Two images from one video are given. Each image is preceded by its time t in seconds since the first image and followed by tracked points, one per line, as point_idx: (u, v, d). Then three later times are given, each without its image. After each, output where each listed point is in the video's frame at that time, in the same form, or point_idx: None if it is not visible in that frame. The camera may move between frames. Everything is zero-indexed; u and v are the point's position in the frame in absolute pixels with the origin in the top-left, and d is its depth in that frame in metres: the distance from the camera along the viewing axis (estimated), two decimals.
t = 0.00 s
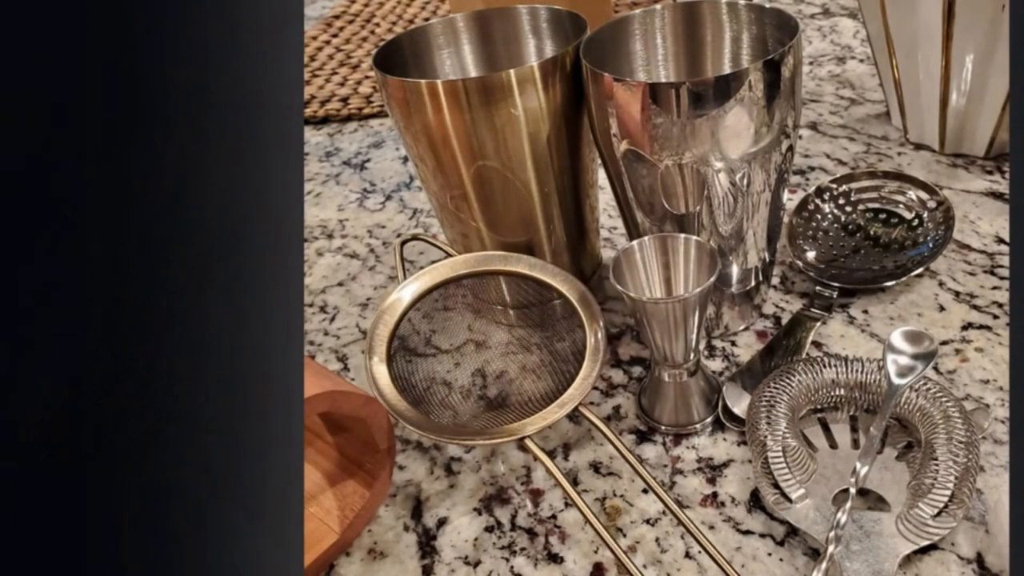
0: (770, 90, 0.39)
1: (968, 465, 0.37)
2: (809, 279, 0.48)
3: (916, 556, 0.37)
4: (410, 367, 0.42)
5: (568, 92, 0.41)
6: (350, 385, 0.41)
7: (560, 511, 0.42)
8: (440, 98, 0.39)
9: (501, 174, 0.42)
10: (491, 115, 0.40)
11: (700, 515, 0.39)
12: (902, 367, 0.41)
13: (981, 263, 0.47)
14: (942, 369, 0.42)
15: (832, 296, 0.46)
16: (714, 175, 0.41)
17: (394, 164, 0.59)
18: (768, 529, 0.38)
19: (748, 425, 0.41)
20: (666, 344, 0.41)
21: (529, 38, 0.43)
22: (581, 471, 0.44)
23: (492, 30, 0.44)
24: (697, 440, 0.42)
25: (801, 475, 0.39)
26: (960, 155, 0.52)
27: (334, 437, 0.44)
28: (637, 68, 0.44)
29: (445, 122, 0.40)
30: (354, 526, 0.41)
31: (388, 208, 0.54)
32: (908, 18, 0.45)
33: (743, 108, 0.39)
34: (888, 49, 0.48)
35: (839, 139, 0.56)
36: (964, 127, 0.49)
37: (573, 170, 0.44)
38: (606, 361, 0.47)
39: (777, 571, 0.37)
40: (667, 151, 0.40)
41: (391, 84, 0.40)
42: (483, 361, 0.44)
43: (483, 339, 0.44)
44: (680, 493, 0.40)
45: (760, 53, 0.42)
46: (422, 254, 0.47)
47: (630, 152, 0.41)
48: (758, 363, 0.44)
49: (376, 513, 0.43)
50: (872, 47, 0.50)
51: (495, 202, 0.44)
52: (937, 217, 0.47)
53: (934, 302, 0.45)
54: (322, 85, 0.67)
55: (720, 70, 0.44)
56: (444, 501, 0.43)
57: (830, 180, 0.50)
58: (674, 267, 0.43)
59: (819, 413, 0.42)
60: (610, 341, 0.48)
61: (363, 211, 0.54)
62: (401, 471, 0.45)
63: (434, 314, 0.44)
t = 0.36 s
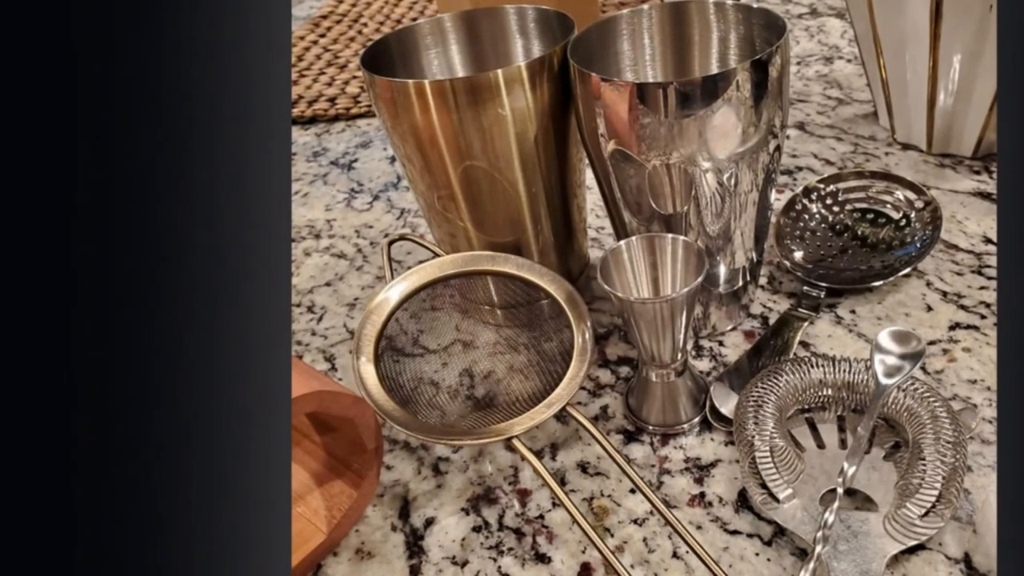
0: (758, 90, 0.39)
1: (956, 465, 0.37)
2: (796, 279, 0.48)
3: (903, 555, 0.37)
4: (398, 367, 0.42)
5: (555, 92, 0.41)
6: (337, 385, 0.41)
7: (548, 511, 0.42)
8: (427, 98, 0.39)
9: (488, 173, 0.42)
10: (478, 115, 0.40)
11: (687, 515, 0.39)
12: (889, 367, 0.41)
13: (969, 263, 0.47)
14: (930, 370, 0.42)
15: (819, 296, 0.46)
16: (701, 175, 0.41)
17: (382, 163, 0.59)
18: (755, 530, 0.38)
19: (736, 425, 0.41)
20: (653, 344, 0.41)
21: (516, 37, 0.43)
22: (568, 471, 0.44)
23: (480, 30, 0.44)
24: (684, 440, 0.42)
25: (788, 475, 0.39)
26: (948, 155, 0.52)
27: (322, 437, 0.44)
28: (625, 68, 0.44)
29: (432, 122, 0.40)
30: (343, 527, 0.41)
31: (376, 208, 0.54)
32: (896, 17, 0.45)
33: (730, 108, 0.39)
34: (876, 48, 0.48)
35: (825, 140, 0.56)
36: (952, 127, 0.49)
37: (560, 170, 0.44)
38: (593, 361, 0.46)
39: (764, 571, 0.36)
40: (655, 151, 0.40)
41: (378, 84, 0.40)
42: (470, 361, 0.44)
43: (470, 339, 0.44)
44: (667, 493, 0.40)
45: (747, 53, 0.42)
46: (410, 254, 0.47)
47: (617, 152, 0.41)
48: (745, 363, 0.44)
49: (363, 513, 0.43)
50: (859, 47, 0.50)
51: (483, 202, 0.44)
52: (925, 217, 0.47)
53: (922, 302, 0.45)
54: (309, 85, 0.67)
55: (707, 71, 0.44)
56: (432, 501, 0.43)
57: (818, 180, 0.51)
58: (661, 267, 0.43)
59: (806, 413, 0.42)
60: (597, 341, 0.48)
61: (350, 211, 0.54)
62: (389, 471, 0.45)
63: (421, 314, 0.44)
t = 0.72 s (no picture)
0: (746, 90, 0.39)
1: (944, 466, 0.37)
2: (785, 279, 0.48)
3: (892, 555, 0.37)
4: (386, 367, 0.42)
5: (544, 92, 0.41)
6: (326, 385, 0.41)
7: (536, 512, 0.42)
8: (416, 98, 0.39)
9: (477, 173, 0.42)
10: (467, 115, 0.40)
11: (676, 515, 0.39)
12: (878, 367, 0.41)
13: (957, 263, 0.47)
14: (919, 370, 0.42)
15: (808, 296, 0.46)
16: (690, 176, 0.41)
17: (371, 163, 0.59)
18: (744, 530, 0.38)
19: (725, 425, 0.41)
20: (642, 344, 0.41)
21: (505, 38, 0.43)
22: (557, 471, 0.44)
23: (469, 30, 0.44)
24: (673, 440, 0.42)
25: (777, 475, 0.39)
26: (936, 155, 0.52)
27: (310, 437, 0.44)
28: (614, 68, 0.44)
29: (421, 122, 0.40)
30: (332, 527, 0.41)
31: (364, 208, 0.54)
32: (884, 17, 0.45)
33: (719, 108, 0.39)
34: (865, 48, 0.48)
35: (814, 140, 0.56)
36: (941, 128, 0.50)
37: (549, 170, 0.44)
38: (582, 361, 0.46)
39: (753, 571, 0.36)
40: (643, 151, 0.40)
41: (367, 84, 0.40)
42: (459, 361, 0.44)
43: (459, 339, 0.44)
44: (656, 493, 0.40)
45: (736, 54, 0.42)
46: (399, 254, 0.47)
47: (606, 152, 0.41)
48: (734, 363, 0.44)
49: (352, 513, 0.43)
50: (847, 48, 0.50)
51: (472, 202, 0.44)
52: (913, 217, 0.47)
53: (911, 302, 0.45)
54: (297, 85, 0.67)
55: (695, 71, 0.44)
56: (420, 501, 0.43)
57: (806, 180, 0.51)
58: (649, 267, 0.43)
59: (795, 413, 0.42)
60: (586, 341, 0.48)
61: (339, 211, 0.54)
62: (378, 471, 0.45)
63: (410, 314, 0.44)
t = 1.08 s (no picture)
0: (734, 90, 0.39)
1: (931, 465, 0.37)
2: (772, 279, 0.48)
3: (879, 555, 0.37)
4: (374, 367, 0.42)
5: (531, 92, 0.41)
6: (313, 385, 0.41)
7: (524, 512, 0.42)
8: (404, 98, 0.39)
9: (464, 173, 0.42)
10: (455, 115, 0.40)
11: (663, 515, 0.39)
12: (865, 366, 0.41)
13: (945, 263, 0.47)
14: (906, 370, 0.42)
15: (795, 296, 0.46)
16: (677, 176, 0.41)
17: (358, 163, 0.59)
18: (732, 530, 0.38)
19: (712, 426, 0.41)
20: (629, 344, 0.41)
21: (492, 38, 0.43)
22: (545, 471, 0.44)
23: (456, 30, 0.44)
24: (660, 440, 0.42)
25: (764, 475, 0.39)
26: (924, 155, 0.52)
27: (298, 437, 0.44)
28: (601, 68, 0.44)
29: (409, 122, 0.40)
30: (319, 527, 0.41)
31: (352, 208, 0.54)
32: (871, 17, 0.45)
33: (706, 108, 0.39)
34: (852, 48, 0.48)
35: (802, 140, 0.56)
36: (928, 128, 0.50)
37: (536, 171, 0.44)
38: (570, 361, 0.46)
39: (740, 571, 0.36)
40: (630, 151, 0.40)
41: (354, 84, 0.40)
42: (446, 361, 0.44)
43: (446, 340, 0.44)
44: (643, 493, 0.40)
45: (723, 53, 0.42)
46: (386, 254, 0.47)
47: (593, 152, 0.41)
48: (721, 363, 0.44)
49: (339, 513, 0.43)
50: (834, 48, 0.50)
51: (459, 202, 0.44)
52: (900, 216, 0.47)
53: (898, 302, 0.45)
54: (285, 85, 0.67)
55: (682, 71, 0.44)
56: (408, 501, 0.43)
57: (794, 180, 0.51)
58: (637, 267, 0.43)
59: (782, 413, 0.42)
60: (573, 341, 0.48)
61: (327, 211, 0.54)
62: (365, 471, 0.45)
63: (397, 314, 0.44)
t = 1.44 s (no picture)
0: (721, 90, 0.39)
1: (919, 466, 0.37)
2: (759, 279, 0.48)
3: (866, 555, 0.37)
4: (361, 367, 0.42)
5: (518, 92, 0.41)
6: (300, 385, 0.41)
7: (512, 512, 0.42)
8: (391, 98, 0.39)
9: (452, 173, 0.42)
10: (442, 115, 0.40)
11: (651, 515, 0.39)
12: (852, 367, 0.41)
13: (932, 263, 0.47)
14: (893, 370, 0.42)
15: (782, 296, 0.46)
16: (665, 176, 0.41)
17: (345, 163, 0.59)
18: (719, 530, 0.38)
19: (700, 425, 0.41)
20: (617, 344, 0.41)
21: (480, 38, 0.43)
22: (532, 471, 0.44)
23: (444, 30, 0.44)
24: (648, 440, 0.42)
25: (752, 475, 0.39)
26: (911, 155, 0.52)
27: (285, 437, 0.44)
28: (589, 68, 0.44)
29: (396, 122, 0.40)
30: (306, 527, 0.40)
31: (339, 208, 0.54)
32: (859, 17, 0.45)
33: (693, 108, 0.39)
34: (839, 48, 0.48)
35: (789, 140, 0.56)
36: (915, 128, 0.50)
37: (524, 170, 0.44)
38: (557, 361, 0.46)
39: (728, 571, 0.36)
40: (617, 151, 0.40)
41: (341, 84, 0.40)
42: (434, 361, 0.44)
43: (434, 339, 0.44)
44: (631, 493, 0.40)
45: (711, 53, 0.42)
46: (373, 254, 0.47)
47: (581, 152, 0.41)
48: (708, 363, 0.44)
49: (326, 513, 0.43)
50: (822, 48, 0.50)
51: (446, 201, 0.44)
52: (887, 217, 0.48)
53: (885, 302, 0.45)
54: (272, 85, 0.67)
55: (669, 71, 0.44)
56: (395, 501, 0.43)
57: (781, 180, 0.51)
58: (624, 267, 0.43)
59: (769, 413, 0.42)
60: (561, 341, 0.48)
61: (314, 211, 0.54)
62: (353, 471, 0.45)
63: (384, 314, 0.44)
